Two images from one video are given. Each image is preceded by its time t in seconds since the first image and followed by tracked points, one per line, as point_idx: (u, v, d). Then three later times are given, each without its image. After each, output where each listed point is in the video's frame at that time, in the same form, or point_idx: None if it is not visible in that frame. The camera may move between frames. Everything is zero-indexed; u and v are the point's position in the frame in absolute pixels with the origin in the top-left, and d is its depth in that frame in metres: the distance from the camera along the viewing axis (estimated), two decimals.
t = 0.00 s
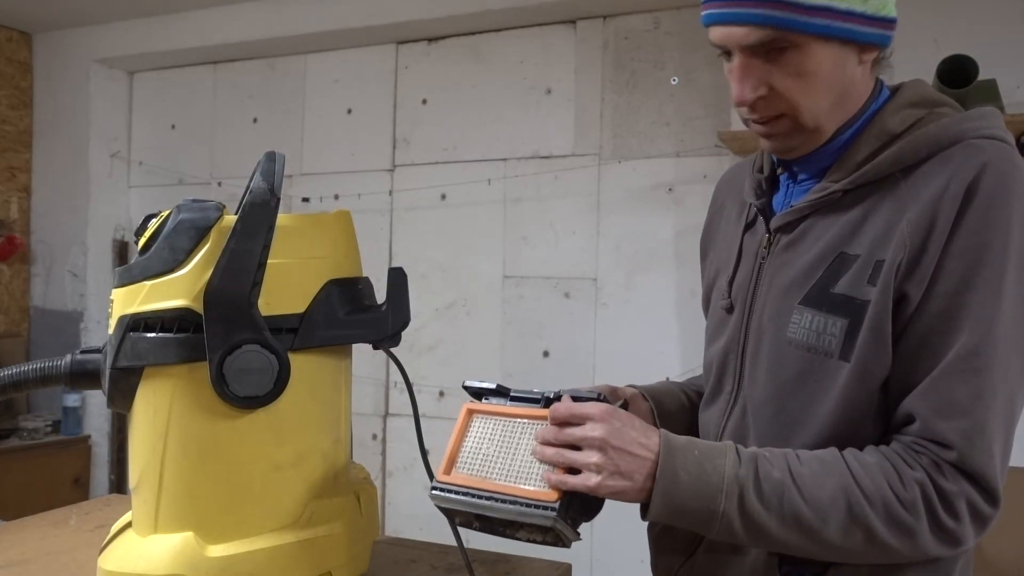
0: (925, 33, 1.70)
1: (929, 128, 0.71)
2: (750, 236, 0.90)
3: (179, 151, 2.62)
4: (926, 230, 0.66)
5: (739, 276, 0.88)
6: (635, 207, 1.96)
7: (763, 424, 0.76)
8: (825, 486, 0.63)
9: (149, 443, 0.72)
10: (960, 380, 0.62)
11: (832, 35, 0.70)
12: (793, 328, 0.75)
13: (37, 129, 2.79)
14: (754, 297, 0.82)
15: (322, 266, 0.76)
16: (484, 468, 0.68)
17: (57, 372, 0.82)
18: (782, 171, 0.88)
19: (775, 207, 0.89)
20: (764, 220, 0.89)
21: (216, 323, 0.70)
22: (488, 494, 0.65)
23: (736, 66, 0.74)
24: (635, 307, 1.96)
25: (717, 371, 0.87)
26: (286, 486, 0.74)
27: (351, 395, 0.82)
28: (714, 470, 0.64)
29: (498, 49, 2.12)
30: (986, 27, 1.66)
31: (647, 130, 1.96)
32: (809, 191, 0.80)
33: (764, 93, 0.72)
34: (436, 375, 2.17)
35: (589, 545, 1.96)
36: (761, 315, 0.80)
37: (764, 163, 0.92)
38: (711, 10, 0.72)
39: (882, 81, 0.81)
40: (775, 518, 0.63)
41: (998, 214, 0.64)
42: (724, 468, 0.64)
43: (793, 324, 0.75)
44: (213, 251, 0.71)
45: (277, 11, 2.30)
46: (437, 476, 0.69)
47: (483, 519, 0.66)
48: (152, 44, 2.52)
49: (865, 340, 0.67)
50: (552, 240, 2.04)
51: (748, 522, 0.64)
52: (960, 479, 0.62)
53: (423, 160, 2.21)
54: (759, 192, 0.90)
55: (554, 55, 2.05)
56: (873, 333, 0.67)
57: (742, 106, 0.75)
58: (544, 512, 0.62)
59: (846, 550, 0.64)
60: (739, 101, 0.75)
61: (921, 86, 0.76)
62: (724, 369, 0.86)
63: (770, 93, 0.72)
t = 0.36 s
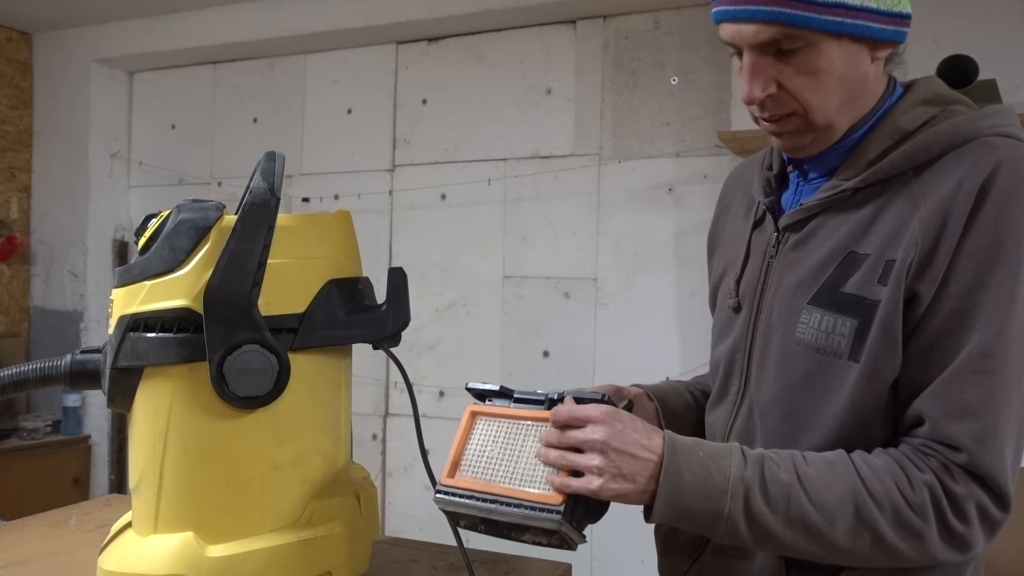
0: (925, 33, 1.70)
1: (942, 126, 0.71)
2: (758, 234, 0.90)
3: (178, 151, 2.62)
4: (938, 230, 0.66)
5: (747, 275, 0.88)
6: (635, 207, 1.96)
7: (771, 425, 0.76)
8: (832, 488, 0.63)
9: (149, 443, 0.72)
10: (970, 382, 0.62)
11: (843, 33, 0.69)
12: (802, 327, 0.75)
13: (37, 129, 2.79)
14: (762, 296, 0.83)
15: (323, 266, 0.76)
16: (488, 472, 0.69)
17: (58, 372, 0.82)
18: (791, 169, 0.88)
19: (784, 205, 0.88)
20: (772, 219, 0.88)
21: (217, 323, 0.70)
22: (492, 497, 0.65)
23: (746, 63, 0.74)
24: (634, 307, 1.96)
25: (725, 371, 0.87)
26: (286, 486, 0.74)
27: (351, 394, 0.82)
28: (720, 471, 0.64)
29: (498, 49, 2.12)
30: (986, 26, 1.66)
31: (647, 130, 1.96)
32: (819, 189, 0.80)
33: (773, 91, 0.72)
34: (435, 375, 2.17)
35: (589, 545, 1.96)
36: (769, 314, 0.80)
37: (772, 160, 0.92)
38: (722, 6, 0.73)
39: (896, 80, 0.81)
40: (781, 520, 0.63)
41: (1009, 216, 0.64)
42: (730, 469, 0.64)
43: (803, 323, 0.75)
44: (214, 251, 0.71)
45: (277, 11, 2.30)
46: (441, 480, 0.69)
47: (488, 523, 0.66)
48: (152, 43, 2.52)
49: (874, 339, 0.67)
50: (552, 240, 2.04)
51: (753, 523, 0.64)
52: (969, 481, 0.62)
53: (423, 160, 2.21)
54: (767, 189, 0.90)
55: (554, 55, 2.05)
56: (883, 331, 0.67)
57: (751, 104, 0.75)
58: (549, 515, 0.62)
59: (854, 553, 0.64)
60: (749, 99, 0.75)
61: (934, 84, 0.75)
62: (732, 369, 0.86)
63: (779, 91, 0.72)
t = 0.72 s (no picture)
0: (925, 33, 1.70)
1: (952, 120, 0.71)
2: (766, 232, 0.90)
3: (178, 151, 2.62)
4: (945, 223, 0.66)
5: (755, 272, 0.88)
6: (635, 207, 1.96)
7: (777, 423, 0.76)
8: (828, 480, 0.63)
9: (150, 444, 0.72)
10: (971, 375, 0.61)
11: (846, 28, 0.70)
12: (809, 324, 0.75)
13: (37, 129, 2.80)
14: (770, 293, 0.83)
15: (325, 266, 0.76)
16: (484, 459, 0.68)
17: (57, 372, 0.82)
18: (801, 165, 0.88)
19: (793, 201, 0.89)
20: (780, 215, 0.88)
21: (217, 322, 0.70)
22: (489, 484, 0.65)
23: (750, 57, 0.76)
24: (635, 307, 1.96)
25: (732, 370, 0.87)
26: (287, 486, 0.74)
27: (351, 394, 0.82)
28: (714, 459, 0.64)
29: (498, 49, 2.12)
30: (985, 26, 1.66)
31: (647, 130, 1.96)
32: (827, 185, 0.80)
33: (773, 84, 0.74)
34: (435, 375, 2.17)
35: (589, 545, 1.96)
36: (777, 310, 0.80)
37: (784, 156, 0.92)
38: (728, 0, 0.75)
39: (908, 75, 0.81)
40: (774, 511, 0.63)
41: (1012, 210, 0.64)
42: (724, 457, 0.64)
43: (809, 320, 0.75)
44: (214, 251, 0.71)
45: (277, 11, 2.30)
46: (437, 468, 0.68)
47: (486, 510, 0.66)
48: (152, 44, 2.52)
49: (879, 333, 0.67)
50: (552, 240, 2.04)
51: (746, 514, 0.64)
52: (969, 477, 0.62)
53: (422, 160, 2.21)
54: (777, 186, 0.90)
55: (554, 55, 2.05)
56: (888, 326, 0.67)
57: (754, 97, 0.77)
58: (545, 501, 0.62)
59: (849, 547, 0.64)
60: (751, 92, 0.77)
61: (946, 81, 0.76)
62: (739, 367, 0.86)
63: (779, 84, 0.74)
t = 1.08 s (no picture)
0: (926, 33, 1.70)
1: (973, 116, 0.70)
2: (775, 232, 0.89)
3: (178, 151, 2.62)
4: (966, 219, 0.66)
5: (766, 273, 0.87)
6: (634, 207, 1.96)
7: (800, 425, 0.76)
8: (829, 465, 0.61)
9: (150, 444, 0.72)
10: (982, 364, 0.61)
11: (870, 11, 0.70)
12: (830, 325, 0.74)
13: (37, 129, 2.80)
14: (785, 294, 0.82)
15: (326, 265, 0.76)
16: (463, 455, 0.63)
17: (57, 372, 0.82)
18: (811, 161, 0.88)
19: (804, 197, 0.88)
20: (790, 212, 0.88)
21: (217, 322, 0.70)
22: (478, 479, 0.60)
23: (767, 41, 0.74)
24: (635, 308, 1.96)
25: (745, 374, 0.86)
26: (287, 486, 0.74)
27: (350, 395, 0.82)
28: (709, 433, 0.61)
29: (498, 49, 2.12)
30: (985, 27, 1.66)
31: (647, 130, 1.96)
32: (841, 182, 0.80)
33: (795, 67, 0.72)
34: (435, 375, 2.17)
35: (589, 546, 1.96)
36: (794, 311, 0.80)
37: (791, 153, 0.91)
38: None
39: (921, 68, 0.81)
40: (771, 494, 0.61)
41: None
42: (720, 433, 0.61)
43: (831, 320, 0.74)
44: (213, 251, 0.71)
45: (277, 11, 2.30)
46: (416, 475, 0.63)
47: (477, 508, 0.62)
48: (152, 44, 2.52)
49: (900, 331, 0.67)
50: (552, 240, 2.04)
51: (742, 496, 0.61)
52: (976, 472, 0.61)
53: (422, 160, 2.21)
54: (787, 182, 0.90)
55: (554, 55, 2.05)
56: (910, 323, 0.67)
57: (771, 82, 0.75)
58: (541, 488, 0.58)
59: (847, 539, 0.61)
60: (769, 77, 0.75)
61: (961, 76, 0.76)
62: (751, 369, 0.85)
63: (801, 68, 0.72)
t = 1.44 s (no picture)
0: (925, 33, 1.70)
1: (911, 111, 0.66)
2: (718, 240, 0.80)
3: (178, 151, 2.62)
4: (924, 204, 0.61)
5: (714, 283, 0.78)
6: (635, 207, 1.96)
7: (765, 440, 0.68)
8: (826, 433, 0.54)
9: (150, 444, 0.72)
10: (957, 333, 0.56)
11: None
12: (797, 324, 0.68)
13: (37, 129, 2.79)
14: (736, 303, 0.73)
15: (326, 267, 0.76)
16: (422, 461, 0.53)
17: (58, 371, 0.82)
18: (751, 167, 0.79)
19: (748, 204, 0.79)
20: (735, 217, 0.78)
21: (217, 323, 0.70)
22: (456, 484, 0.51)
23: (748, 18, 0.70)
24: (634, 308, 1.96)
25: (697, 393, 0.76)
26: (286, 488, 0.74)
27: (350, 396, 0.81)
28: (703, 400, 0.53)
29: (498, 49, 2.12)
30: (983, 26, 1.66)
31: (647, 130, 1.96)
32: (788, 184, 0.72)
33: (783, 39, 0.67)
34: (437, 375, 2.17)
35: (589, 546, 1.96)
36: (749, 318, 0.72)
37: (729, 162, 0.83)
38: None
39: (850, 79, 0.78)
40: (769, 465, 0.53)
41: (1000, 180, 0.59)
42: (715, 400, 0.53)
43: (796, 319, 0.68)
44: (214, 251, 0.71)
45: (276, 11, 2.30)
46: (373, 500, 0.51)
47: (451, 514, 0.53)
48: (152, 43, 2.52)
49: (871, 319, 0.62)
50: (552, 240, 2.04)
51: (738, 470, 0.53)
52: (971, 440, 0.55)
53: (422, 160, 2.21)
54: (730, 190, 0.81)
55: (554, 55, 2.05)
56: (881, 309, 0.62)
57: (752, 57, 0.69)
58: (533, 476, 0.51)
59: (849, 515, 0.54)
60: (751, 51, 0.69)
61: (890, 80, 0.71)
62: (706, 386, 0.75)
63: (787, 41, 0.68)
